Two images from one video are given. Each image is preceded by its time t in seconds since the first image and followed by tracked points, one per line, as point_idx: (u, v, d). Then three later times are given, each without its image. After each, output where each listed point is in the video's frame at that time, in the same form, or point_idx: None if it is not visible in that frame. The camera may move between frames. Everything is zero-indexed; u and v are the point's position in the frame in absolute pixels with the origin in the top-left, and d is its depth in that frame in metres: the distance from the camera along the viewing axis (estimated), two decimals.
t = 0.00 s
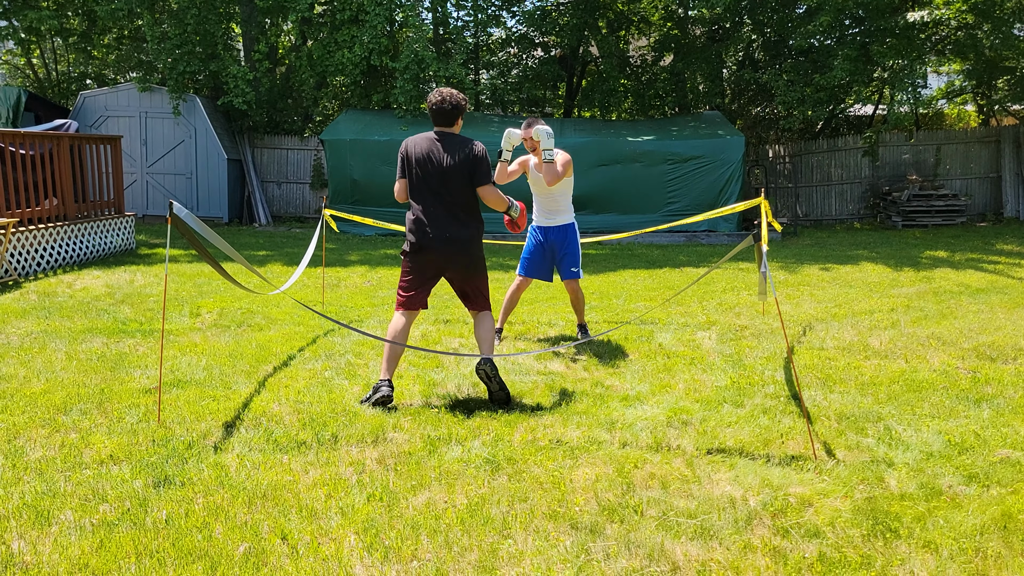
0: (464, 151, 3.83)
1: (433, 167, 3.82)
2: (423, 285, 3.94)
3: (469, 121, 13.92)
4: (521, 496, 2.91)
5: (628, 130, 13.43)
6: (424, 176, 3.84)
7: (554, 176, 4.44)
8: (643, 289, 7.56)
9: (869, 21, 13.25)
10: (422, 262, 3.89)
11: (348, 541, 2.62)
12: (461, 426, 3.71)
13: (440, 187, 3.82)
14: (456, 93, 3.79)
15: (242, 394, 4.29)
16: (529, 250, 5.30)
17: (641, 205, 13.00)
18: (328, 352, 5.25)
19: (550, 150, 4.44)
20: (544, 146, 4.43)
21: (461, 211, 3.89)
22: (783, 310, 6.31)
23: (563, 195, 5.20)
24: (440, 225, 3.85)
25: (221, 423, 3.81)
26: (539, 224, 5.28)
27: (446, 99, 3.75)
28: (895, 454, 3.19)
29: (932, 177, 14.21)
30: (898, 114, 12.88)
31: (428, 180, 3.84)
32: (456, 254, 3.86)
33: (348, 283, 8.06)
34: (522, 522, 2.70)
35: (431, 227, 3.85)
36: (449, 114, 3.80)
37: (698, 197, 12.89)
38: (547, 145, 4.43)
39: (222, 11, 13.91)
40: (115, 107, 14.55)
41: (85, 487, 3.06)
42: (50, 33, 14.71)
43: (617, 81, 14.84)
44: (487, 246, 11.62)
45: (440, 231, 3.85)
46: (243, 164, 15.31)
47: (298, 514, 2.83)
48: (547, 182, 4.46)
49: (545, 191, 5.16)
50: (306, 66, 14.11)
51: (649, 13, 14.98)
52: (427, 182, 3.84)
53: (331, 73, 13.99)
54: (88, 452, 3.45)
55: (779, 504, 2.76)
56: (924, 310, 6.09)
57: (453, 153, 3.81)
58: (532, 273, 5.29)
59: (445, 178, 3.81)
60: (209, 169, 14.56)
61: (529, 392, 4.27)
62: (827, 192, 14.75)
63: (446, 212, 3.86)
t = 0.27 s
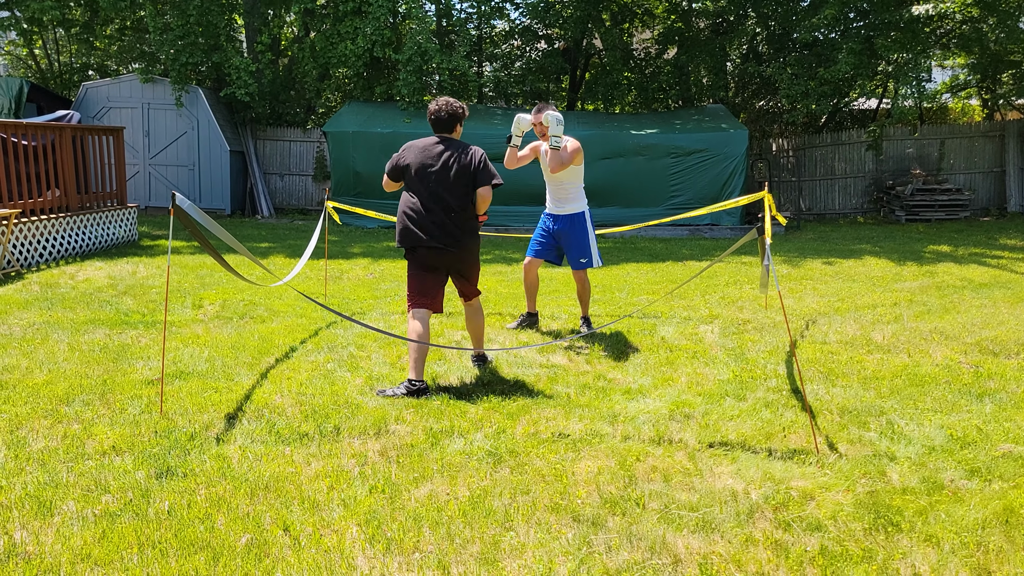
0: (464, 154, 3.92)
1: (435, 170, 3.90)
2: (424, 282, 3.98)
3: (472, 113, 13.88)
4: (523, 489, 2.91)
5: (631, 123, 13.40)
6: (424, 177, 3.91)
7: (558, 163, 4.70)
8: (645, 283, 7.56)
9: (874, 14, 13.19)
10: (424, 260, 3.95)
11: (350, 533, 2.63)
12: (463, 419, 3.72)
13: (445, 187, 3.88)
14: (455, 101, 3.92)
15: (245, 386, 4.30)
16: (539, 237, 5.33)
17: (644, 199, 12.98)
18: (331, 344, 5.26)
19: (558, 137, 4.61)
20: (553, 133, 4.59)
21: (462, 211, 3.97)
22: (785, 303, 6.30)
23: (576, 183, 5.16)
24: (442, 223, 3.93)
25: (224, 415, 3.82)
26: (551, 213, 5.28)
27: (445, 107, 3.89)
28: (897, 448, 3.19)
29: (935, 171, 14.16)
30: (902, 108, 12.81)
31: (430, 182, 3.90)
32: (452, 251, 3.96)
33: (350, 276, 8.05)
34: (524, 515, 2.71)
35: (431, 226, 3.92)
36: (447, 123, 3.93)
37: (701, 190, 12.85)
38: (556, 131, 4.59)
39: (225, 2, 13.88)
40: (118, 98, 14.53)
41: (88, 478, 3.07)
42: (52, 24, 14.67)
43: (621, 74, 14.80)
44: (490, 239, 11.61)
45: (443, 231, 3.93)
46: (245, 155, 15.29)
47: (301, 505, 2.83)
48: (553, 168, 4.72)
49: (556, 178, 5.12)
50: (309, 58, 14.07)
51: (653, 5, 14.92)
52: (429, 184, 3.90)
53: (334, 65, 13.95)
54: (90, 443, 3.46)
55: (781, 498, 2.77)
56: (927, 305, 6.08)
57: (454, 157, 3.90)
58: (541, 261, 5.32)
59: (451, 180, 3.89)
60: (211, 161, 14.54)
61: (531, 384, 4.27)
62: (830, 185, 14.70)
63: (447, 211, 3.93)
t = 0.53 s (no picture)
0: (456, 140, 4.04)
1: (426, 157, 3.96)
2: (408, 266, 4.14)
3: (474, 108, 13.85)
4: (523, 483, 2.92)
5: (633, 118, 13.37)
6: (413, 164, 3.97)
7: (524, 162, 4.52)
8: (646, 278, 7.55)
9: (877, 10, 13.16)
10: (411, 245, 4.07)
11: (350, 526, 2.63)
12: (463, 413, 3.72)
13: (436, 174, 3.98)
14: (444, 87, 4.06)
15: (245, 379, 4.30)
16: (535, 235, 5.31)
17: (645, 194, 12.96)
18: (331, 338, 5.26)
19: (529, 136, 4.47)
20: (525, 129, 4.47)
21: (453, 198, 4.06)
22: (786, 300, 6.29)
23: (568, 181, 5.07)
24: (432, 211, 4.02)
25: (224, 408, 3.82)
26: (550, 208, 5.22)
27: (435, 92, 4.00)
28: (897, 445, 3.19)
29: (938, 168, 14.13)
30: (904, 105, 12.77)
31: (420, 169, 3.97)
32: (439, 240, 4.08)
33: (351, 270, 8.04)
34: (524, 509, 2.71)
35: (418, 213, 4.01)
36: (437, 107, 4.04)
37: (702, 186, 12.83)
38: (527, 129, 4.46)
39: None
40: (119, 91, 14.51)
41: (88, 471, 3.07)
42: (53, 16, 14.62)
43: (623, 69, 14.75)
44: (491, 233, 11.60)
45: (431, 221, 4.02)
46: (247, 149, 15.28)
47: (301, 499, 2.84)
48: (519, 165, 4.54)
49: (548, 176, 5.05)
50: (311, 51, 14.11)
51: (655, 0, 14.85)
52: (418, 172, 3.98)
53: (336, 58, 13.91)
54: (90, 436, 3.46)
55: (781, 494, 2.77)
56: (928, 302, 6.07)
57: (446, 143, 4.00)
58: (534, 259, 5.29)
59: (441, 166, 3.98)
60: (213, 154, 14.52)
61: (532, 379, 4.27)
62: (832, 182, 14.67)
63: (436, 198, 4.01)
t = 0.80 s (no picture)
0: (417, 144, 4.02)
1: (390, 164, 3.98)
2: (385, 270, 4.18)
3: (475, 107, 13.84)
4: (523, 482, 2.91)
5: (634, 118, 13.36)
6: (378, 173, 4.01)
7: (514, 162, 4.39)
8: (648, 278, 7.54)
9: (879, 10, 13.15)
10: (387, 253, 4.11)
11: (350, 525, 2.63)
12: (464, 412, 3.71)
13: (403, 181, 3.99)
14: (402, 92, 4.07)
15: (246, 377, 4.30)
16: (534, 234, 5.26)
17: (646, 194, 12.96)
18: (332, 337, 5.25)
19: (515, 135, 4.38)
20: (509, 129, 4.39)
21: (424, 203, 4.05)
22: (787, 300, 6.29)
23: (558, 179, 4.93)
24: (403, 216, 4.02)
25: (225, 406, 3.82)
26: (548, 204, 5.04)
27: (390, 100, 4.02)
28: (897, 445, 3.18)
29: (939, 169, 14.11)
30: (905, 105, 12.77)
31: (385, 176, 4.00)
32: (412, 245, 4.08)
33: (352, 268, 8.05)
34: (524, 508, 2.71)
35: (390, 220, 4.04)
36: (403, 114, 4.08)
37: (704, 185, 12.82)
38: (513, 127, 4.38)
39: None
40: (120, 89, 14.51)
41: (88, 468, 3.07)
42: (55, 14, 14.61)
43: (625, 68, 14.73)
44: (492, 232, 11.59)
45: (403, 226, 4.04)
46: (248, 147, 15.28)
47: (301, 497, 2.84)
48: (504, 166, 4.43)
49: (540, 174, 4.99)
50: (312, 50, 14.06)
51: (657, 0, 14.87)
52: (384, 179, 4.00)
53: (337, 57, 13.90)
54: (91, 433, 3.46)
55: (781, 493, 2.77)
56: (929, 302, 6.06)
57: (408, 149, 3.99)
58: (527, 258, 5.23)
59: (408, 170, 3.98)
60: (214, 152, 14.52)
61: (532, 378, 4.27)
62: (833, 182, 14.66)
63: (405, 202, 4.01)
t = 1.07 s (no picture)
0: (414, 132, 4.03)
1: (382, 151, 4.01)
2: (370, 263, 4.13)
3: (475, 107, 13.84)
4: (522, 483, 2.91)
5: (634, 119, 13.37)
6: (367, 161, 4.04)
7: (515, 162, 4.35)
8: (647, 278, 7.53)
9: (879, 12, 13.16)
10: (374, 245, 4.08)
11: (348, 525, 2.63)
12: (463, 412, 3.71)
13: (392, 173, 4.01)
14: (408, 81, 4.10)
15: (244, 377, 4.30)
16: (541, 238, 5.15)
17: (646, 195, 12.96)
18: (331, 337, 5.25)
19: (507, 135, 4.36)
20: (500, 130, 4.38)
21: (412, 198, 4.06)
22: (786, 301, 6.29)
23: (554, 180, 4.80)
24: (392, 205, 4.03)
25: (223, 406, 3.82)
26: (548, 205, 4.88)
27: (396, 87, 4.03)
28: (896, 446, 3.18)
29: (938, 171, 14.12)
30: (905, 107, 12.78)
31: (376, 164, 4.01)
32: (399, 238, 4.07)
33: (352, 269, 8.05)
34: (523, 509, 2.71)
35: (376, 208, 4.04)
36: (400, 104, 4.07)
37: (703, 187, 12.82)
38: (505, 128, 4.36)
39: None
40: (120, 89, 14.50)
41: (87, 468, 3.07)
42: (55, 14, 14.60)
43: (625, 69, 14.74)
44: (492, 233, 11.59)
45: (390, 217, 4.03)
46: (248, 148, 15.27)
47: (299, 497, 2.83)
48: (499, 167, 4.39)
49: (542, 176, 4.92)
50: (313, 50, 14.05)
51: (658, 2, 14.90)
52: (374, 166, 4.02)
53: (337, 58, 13.90)
54: (89, 433, 3.46)
55: (780, 494, 2.76)
56: (928, 304, 6.06)
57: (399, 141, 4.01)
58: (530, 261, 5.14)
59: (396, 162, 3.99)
60: (214, 153, 14.52)
61: (531, 378, 4.27)
62: (833, 184, 14.66)
63: (394, 191, 4.02)
